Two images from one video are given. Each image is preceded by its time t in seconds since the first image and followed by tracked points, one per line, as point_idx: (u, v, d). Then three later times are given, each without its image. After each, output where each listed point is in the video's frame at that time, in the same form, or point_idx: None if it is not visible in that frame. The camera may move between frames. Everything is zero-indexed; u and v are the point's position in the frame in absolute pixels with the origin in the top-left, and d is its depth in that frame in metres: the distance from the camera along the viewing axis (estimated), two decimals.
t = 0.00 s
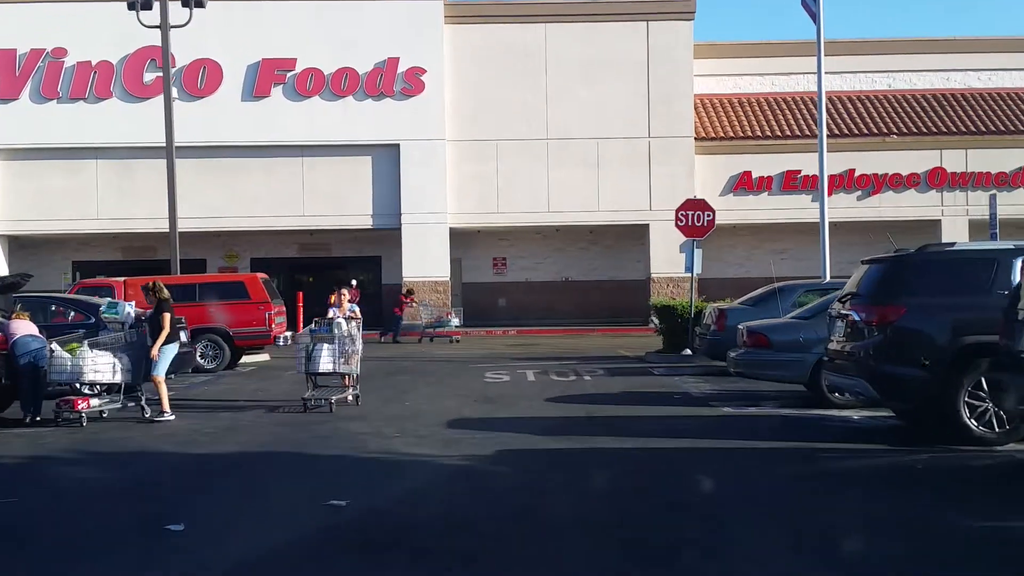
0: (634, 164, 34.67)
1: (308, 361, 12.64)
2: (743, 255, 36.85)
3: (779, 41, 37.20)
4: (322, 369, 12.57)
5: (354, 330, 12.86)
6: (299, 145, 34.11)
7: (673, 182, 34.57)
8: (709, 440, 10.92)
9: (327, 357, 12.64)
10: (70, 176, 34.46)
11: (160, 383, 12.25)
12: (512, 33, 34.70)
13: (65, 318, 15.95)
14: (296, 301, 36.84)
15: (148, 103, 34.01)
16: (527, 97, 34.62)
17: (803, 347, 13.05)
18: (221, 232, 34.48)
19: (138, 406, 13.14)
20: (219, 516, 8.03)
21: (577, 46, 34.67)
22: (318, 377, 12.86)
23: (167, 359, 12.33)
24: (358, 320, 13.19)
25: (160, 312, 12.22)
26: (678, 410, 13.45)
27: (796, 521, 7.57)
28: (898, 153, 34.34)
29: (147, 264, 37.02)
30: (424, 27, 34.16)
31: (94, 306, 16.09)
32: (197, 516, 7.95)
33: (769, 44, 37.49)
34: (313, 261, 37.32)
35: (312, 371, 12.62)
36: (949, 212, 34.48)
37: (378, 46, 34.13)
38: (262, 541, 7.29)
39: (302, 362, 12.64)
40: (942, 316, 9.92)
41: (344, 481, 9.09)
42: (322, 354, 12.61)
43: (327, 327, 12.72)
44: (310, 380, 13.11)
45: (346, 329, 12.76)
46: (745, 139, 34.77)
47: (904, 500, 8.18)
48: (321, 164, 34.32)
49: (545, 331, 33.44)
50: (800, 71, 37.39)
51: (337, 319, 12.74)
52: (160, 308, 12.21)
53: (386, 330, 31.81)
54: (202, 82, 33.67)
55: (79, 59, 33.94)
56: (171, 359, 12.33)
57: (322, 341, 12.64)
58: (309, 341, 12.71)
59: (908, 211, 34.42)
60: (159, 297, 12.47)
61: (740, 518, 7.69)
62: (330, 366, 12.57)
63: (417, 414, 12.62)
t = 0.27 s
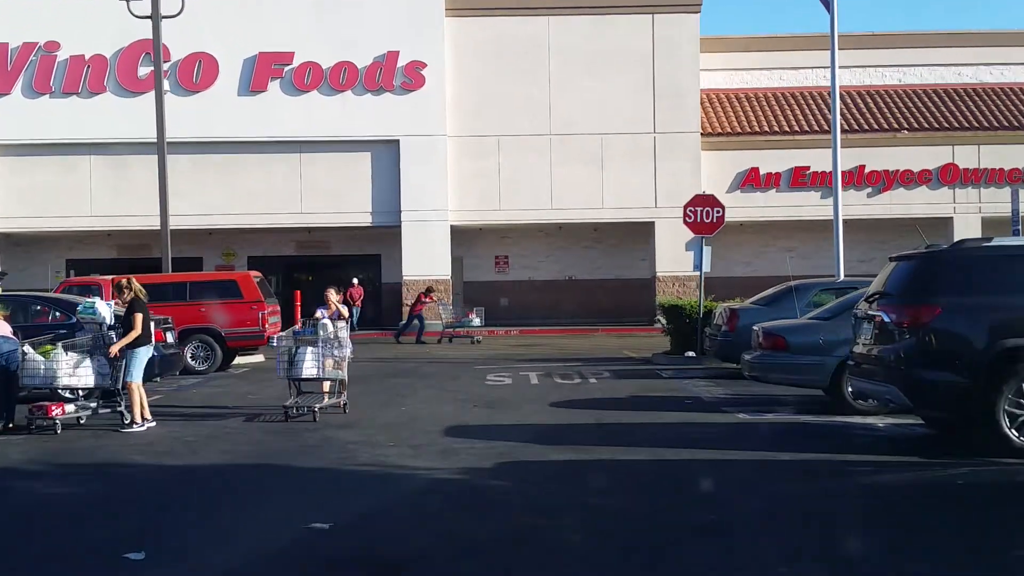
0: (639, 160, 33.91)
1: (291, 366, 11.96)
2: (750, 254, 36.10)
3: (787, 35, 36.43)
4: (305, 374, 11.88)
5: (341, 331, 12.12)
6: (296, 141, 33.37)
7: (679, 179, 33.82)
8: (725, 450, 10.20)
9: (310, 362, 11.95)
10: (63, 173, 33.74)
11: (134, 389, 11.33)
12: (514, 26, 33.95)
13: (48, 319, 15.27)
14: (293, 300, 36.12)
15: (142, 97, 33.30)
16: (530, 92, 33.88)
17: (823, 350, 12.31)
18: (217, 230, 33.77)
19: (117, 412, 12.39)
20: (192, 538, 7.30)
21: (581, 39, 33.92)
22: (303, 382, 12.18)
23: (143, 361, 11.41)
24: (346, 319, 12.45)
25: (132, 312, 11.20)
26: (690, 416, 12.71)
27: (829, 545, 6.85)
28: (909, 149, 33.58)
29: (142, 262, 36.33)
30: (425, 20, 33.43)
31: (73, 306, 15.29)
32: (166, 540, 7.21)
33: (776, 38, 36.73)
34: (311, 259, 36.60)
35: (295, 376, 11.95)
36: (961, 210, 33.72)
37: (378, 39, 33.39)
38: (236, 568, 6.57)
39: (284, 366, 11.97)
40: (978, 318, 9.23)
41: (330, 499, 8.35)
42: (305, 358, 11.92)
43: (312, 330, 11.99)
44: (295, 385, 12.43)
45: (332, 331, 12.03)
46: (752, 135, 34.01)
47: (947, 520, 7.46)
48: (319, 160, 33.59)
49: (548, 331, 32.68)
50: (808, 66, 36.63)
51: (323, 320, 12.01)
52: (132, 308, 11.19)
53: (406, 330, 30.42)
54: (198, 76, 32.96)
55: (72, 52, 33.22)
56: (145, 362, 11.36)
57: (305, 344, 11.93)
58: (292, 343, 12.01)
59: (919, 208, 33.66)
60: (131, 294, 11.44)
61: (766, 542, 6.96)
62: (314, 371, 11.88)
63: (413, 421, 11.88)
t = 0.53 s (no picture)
0: (645, 155, 33.02)
1: (269, 372, 11.09)
2: (758, 252, 35.20)
3: (797, 27, 35.53)
4: (285, 381, 11.03)
5: (323, 333, 11.30)
6: (294, 135, 32.50)
7: (686, 175, 32.93)
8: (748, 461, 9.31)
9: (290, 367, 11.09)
10: (54, 168, 32.89)
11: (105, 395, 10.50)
12: (516, 18, 33.07)
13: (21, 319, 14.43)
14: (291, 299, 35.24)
15: (135, 90, 32.45)
16: (534, 84, 32.99)
17: (849, 355, 11.39)
18: (213, 226, 32.89)
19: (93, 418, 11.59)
20: (150, 564, 6.44)
21: (586, 31, 33.04)
22: (283, 389, 11.31)
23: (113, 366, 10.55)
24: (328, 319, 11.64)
25: (98, 314, 10.36)
26: (706, 423, 11.83)
27: None
28: (923, 145, 32.67)
29: (136, 259, 35.48)
30: (426, 10, 32.55)
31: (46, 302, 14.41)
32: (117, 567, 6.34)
33: (785, 31, 35.84)
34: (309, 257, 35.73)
35: (274, 383, 11.08)
36: (977, 207, 32.80)
37: (377, 30, 32.52)
38: None
39: (261, 372, 11.10)
40: None
41: (310, 518, 7.48)
42: (285, 363, 11.06)
43: (292, 333, 11.16)
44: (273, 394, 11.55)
45: (314, 333, 11.20)
46: (761, 130, 33.11)
47: (1007, 545, 6.57)
48: (317, 155, 32.72)
49: (551, 331, 31.80)
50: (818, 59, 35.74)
51: (304, 321, 11.18)
52: (98, 310, 10.34)
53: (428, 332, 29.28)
54: (192, 68, 32.09)
55: (63, 44, 32.38)
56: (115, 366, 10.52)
57: (285, 347, 11.08)
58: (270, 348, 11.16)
59: (933, 205, 32.75)
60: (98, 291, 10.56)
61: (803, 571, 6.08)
62: (294, 377, 11.03)
63: (407, 429, 10.98)
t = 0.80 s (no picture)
0: (650, 152, 32.48)
1: (246, 378, 10.56)
2: (764, 250, 34.67)
3: (804, 22, 34.99)
4: (263, 387, 10.50)
5: (304, 335, 10.75)
6: (292, 131, 31.99)
7: (691, 172, 32.40)
8: (760, 471, 8.80)
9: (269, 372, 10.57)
10: (49, 164, 32.40)
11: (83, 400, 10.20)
12: (519, 13, 32.53)
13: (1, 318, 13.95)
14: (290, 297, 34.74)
15: (131, 86, 31.95)
16: (536, 80, 32.45)
17: (868, 358, 10.87)
18: (210, 224, 32.39)
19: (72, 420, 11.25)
20: None
21: (589, 26, 32.50)
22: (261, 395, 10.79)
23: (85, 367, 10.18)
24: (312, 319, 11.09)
25: (60, 314, 9.97)
26: (714, 429, 11.31)
27: None
28: (932, 142, 32.11)
29: (132, 257, 35.01)
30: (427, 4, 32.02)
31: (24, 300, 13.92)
32: None
33: (792, 27, 35.31)
34: (308, 255, 35.22)
35: (251, 389, 10.56)
36: (986, 205, 32.23)
37: (378, 25, 31.99)
38: None
39: (238, 379, 10.57)
40: None
41: (291, 536, 6.98)
42: (263, 369, 10.53)
43: (271, 337, 10.62)
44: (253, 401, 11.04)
45: (294, 336, 10.66)
46: (767, 126, 32.57)
47: None
48: (316, 151, 32.20)
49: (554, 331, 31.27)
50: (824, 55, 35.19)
51: (285, 324, 10.65)
52: (60, 309, 9.96)
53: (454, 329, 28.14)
54: (189, 63, 31.59)
55: (59, 38, 31.89)
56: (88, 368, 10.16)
57: (264, 352, 10.54)
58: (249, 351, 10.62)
59: (941, 203, 32.18)
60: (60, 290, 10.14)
61: None
62: (272, 384, 10.50)
63: (401, 436, 10.45)
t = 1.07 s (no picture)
0: (655, 149, 31.80)
1: (217, 387, 9.73)
2: (770, 249, 33.98)
3: (810, 17, 34.31)
4: (235, 397, 9.67)
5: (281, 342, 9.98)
6: (290, 128, 31.34)
7: (696, 169, 31.74)
8: (782, 486, 8.13)
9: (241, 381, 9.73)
10: (42, 162, 31.74)
11: (37, 412, 9.60)
12: (521, 7, 31.86)
13: None
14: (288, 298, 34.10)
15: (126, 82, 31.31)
16: (539, 76, 31.79)
17: (893, 362, 10.20)
18: (206, 222, 31.73)
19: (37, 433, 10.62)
20: None
21: (593, 20, 31.83)
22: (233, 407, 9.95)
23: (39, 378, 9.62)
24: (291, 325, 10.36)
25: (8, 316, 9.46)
26: (729, 438, 10.64)
27: None
28: (943, 138, 31.42)
29: (127, 257, 34.37)
30: None
31: None
32: None
33: (799, 21, 34.62)
34: (306, 254, 34.58)
35: (222, 400, 9.72)
36: (999, 203, 31.54)
37: (377, 19, 31.33)
38: None
39: (207, 388, 9.73)
40: None
41: (270, 561, 6.32)
42: (235, 376, 9.69)
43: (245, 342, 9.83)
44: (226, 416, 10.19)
45: (270, 341, 9.89)
46: (775, 122, 31.89)
47: None
48: (314, 149, 31.54)
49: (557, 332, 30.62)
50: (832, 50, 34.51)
51: (260, 328, 9.90)
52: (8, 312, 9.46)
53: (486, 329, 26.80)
54: (184, 59, 30.94)
55: (51, 33, 31.24)
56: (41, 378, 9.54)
57: (236, 358, 9.72)
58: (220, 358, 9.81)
59: (953, 200, 31.49)
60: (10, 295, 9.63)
61: None
62: (244, 393, 9.67)
63: (395, 447, 9.79)
